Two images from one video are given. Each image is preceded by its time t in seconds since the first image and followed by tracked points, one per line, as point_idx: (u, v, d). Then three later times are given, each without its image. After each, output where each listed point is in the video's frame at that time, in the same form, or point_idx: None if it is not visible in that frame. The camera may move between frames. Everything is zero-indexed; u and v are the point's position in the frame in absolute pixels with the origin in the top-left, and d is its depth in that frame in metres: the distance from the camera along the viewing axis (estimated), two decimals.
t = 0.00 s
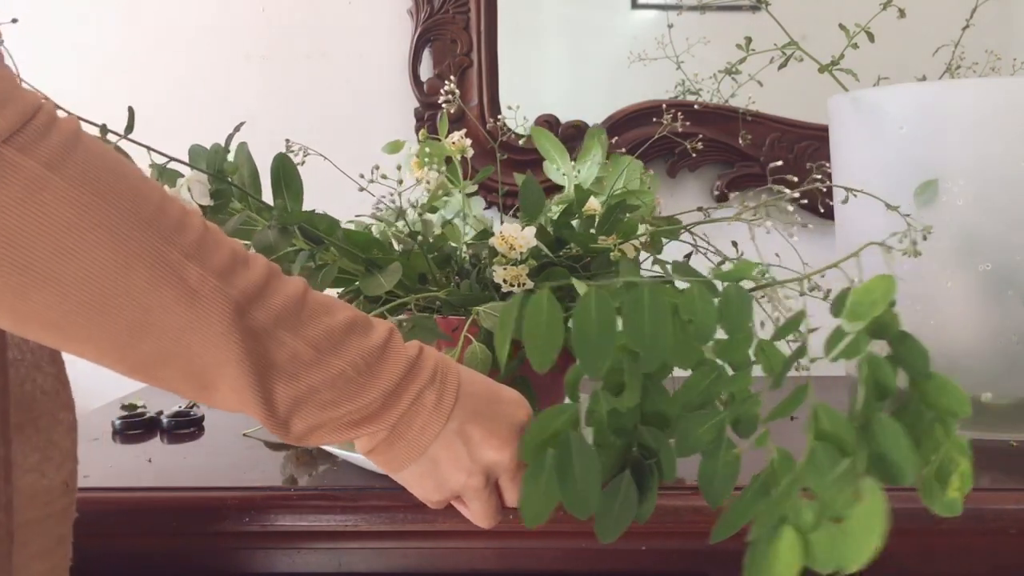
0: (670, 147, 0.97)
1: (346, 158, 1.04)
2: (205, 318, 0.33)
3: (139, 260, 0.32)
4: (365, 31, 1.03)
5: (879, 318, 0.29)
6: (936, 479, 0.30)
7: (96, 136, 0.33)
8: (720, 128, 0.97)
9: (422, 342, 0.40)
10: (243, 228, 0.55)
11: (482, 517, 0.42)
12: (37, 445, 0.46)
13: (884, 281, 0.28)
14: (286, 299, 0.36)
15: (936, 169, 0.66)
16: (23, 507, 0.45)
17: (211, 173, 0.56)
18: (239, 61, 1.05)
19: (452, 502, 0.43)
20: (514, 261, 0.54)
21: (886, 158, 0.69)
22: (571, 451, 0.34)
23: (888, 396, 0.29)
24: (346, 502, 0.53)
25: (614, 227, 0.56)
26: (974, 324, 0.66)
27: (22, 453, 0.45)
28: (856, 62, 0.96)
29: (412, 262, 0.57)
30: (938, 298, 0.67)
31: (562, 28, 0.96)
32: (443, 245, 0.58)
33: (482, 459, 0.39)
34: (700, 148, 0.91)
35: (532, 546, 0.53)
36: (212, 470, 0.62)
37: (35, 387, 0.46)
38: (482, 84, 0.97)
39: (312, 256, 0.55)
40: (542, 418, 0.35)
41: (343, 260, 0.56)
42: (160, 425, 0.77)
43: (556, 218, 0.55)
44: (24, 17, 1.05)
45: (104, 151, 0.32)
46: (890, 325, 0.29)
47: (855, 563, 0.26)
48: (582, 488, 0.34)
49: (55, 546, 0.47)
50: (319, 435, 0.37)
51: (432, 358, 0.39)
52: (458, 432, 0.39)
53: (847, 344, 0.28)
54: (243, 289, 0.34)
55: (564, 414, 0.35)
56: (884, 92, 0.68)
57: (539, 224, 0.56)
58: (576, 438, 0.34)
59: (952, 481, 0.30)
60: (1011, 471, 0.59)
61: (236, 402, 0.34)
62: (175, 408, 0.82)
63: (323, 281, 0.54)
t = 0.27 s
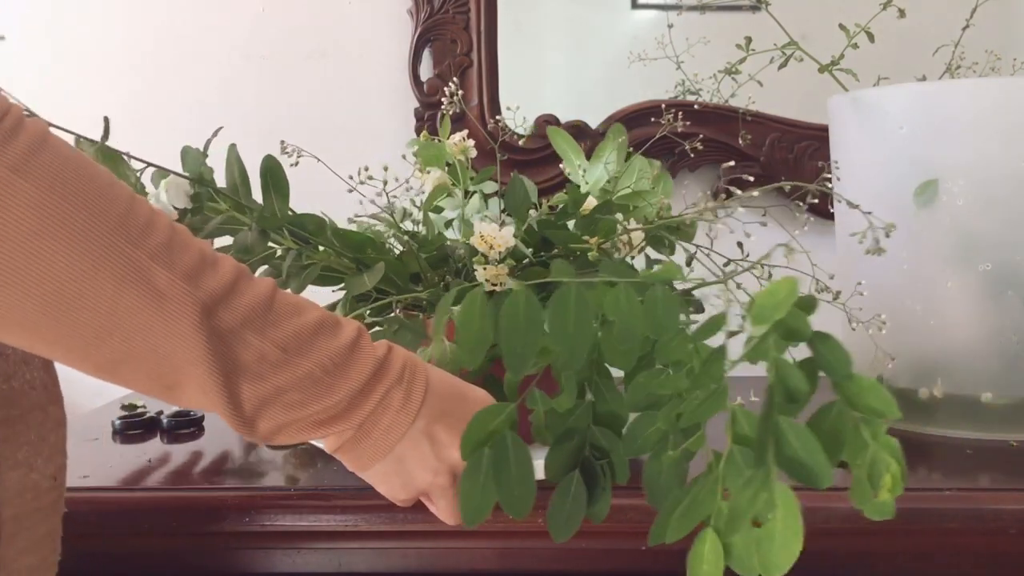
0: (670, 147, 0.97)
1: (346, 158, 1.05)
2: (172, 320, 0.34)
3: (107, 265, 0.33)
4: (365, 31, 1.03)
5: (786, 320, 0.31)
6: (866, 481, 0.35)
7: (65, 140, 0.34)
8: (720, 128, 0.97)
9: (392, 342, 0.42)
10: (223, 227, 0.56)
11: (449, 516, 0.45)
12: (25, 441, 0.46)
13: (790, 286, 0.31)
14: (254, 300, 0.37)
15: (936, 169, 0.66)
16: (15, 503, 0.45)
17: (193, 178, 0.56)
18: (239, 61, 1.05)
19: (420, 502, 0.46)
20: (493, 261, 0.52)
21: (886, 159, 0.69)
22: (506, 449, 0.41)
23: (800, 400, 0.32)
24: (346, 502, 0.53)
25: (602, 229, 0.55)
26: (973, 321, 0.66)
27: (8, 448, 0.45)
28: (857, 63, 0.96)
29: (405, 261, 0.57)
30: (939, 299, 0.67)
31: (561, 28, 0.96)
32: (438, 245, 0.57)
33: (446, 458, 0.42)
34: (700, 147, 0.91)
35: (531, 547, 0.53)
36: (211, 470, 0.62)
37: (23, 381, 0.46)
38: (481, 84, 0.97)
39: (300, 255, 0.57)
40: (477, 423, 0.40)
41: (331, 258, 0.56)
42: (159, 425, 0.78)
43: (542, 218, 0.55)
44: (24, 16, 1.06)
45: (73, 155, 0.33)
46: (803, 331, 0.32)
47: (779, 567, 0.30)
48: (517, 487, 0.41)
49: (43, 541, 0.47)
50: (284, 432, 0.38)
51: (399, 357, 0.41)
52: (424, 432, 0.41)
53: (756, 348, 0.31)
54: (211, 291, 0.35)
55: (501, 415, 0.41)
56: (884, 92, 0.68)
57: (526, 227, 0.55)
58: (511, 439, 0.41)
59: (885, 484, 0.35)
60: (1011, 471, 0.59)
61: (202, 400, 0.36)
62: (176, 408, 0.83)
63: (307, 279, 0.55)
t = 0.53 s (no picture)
0: (670, 147, 0.97)
1: (347, 158, 1.04)
2: (171, 320, 0.34)
3: (106, 265, 0.33)
4: (365, 31, 1.03)
5: (780, 314, 0.35)
6: (860, 481, 0.38)
7: (64, 140, 0.34)
8: (720, 128, 0.97)
9: (392, 342, 0.42)
10: (228, 226, 0.56)
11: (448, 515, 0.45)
12: (27, 444, 0.46)
13: (786, 281, 0.34)
14: (254, 300, 0.37)
15: (936, 169, 0.66)
16: (17, 506, 0.45)
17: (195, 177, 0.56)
18: (239, 61, 1.05)
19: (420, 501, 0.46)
20: (493, 260, 0.52)
21: (886, 158, 0.69)
22: (507, 446, 0.41)
23: (792, 392, 0.35)
24: (346, 502, 0.53)
25: (600, 229, 0.55)
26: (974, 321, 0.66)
27: (10, 452, 0.45)
28: (857, 63, 0.96)
29: (405, 261, 0.57)
30: (937, 298, 0.67)
31: (561, 28, 0.96)
32: (438, 245, 0.57)
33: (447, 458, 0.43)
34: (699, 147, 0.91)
35: (531, 547, 0.53)
36: (211, 470, 0.62)
37: (25, 387, 0.46)
38: (481, 84, 0.97)
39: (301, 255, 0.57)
40: (478, 422, 0.40)
41: (331, 258, 0.56)
42: (160, 425, 0.78)
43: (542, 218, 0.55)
44: (24, 17, 1.06)
45: (72, 154, 0.33)
46: (796, 326, 0.36)
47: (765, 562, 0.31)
48: (519, 484, 0.41)
49: (45, 545, 0.47)
50: (284, 431, 0.38)
51: (398, 357, 0.41)
52: (425, 433, 0.41)
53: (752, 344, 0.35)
54: (210, 290, 0.35)
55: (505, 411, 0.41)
56: (884, 92, 0.68)
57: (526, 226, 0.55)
58: (511, 436, 0.42)
59: (878, 485, 0.37)
60: (1011, 471, 0.59)
61: (201, 400, 0.36)
62: (175, 408, 0.83)
63: (307, 279, 0.55)
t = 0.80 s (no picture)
0: (670, 147, 0.97)
1: (347, 158, 1.04)
2: (174, 325, 0.34)
3: (109, 270, 0.33)
4: (365, 31, 1.03)
5: (782, 317, 0.35)
6: (860, 483, 0.38)
7: (67, 146, 0.34)
8: (720, 128, 0.97)
9: (393, 344, 0.42)
10: (226, 227, 0.56)
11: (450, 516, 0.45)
12: (33, 453, 0.46)
13: (787, 282, 0.34)
14: (257, 304, 0.37)
15: (936, 169, 0.66)
16: (24, 512, 0.45)
17: (194, 178, 0.55)
18: (239, 61, 1.05)
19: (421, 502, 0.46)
20: (493, 260, 0.52)
21: (886, 158, 0.69)
22: (507, 446, 0.41)
23: (794, 395, 0.35)
24: (346, 502, 0.53)
25: (600, 229, 0.55)
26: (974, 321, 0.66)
27: (17, 460, 0.45)
28: (857, 63, 0.96)
29: (405, 262, 0.57)
30: (937, 298, 0.67)
31: (561, 28, 0.96)
32: (437, 245, 0.57)
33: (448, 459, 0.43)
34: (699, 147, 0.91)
35: (531, 547, 0.53)
36: (211, 470, 0.62)
37: (31, 395, 0.46)
38: (481, 84, 0.97)
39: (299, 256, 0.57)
40: (480, 420, 0.41)
41: (331, 258, 0.56)
42: (159, 425, 0.78)
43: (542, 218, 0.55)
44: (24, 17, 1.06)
45: (74, 160, 0.33)
46: (799, 329, 0.35)
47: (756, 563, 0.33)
48: (518, 484, 0.41)
49: (51, 554, 0.47)
50: (286, 435, 0.38)
51: (399, 359, 0.41)
52: (427, 434, 0.41)
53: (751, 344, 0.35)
54: (214, 295, 0.35)
55: (505, 411, 0.41)
56: (884, 92, 0.68)
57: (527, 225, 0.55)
58: (512, 436, 0.42)
59: (878, 489, 0.38)
60: (1011, 471, 0.59)
61: (204, 405, 0.36)
62: (175, 408, 0.83)
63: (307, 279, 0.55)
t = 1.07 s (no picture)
0: (670, 147, 0.97)
1: (347, 158, 1.05)
2: (179, 324, 0.34)
3: (114, 268, 0.33)
4: (365, 31, 1.03)
5: (784, 317, 0.35)
6: (864, 480, 0.38)
7: (72, 144, 0.34)
8: (720, 127, 0.97)
9: (399, 343, 0.42)
10: (226, 226, 0.56)
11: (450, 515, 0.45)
12: (41, 454, 0.46)
13: (788, 283, 0.34)
14: (262, 302, 0.37)
15: (936, 169, 0.66)
16: (32, 516, 0.45)
17: (193, 177, 0.56)
18: (239, 61, 1.05)
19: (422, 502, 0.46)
20: (493, 260, 0.52)
21: (886, 158, 0.69)
22: (508, 447, 0.42)
23: (796, 396, 0.35)
24: (345, 502, 0.53)
25: (601, 229, 0.55)
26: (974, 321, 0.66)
27: (25, 461, 0.45)
28: (856, 63, 0.96)
29: (405, 261, 0.57)
30: (937, 298, 0.67)
31: (561, 28, 0.96)
32: (438, 245, 0.57)
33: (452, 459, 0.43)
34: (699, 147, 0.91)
35: (531, 547, 0.53)
36: (212, 470, 0.62)
37: (40, 397, 0.46)
38: (481, 84, 0.97)
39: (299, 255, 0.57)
40: (482, 420, 0.41)
41: (331, 258, 0.56)
42: (160, 425, 0.78)
43: (542, 218, 0.55)
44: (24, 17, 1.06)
45: (80, 158, 0.33)
46: (801, 329, 0.35)
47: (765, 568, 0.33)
48: (520, 484, 0.42)
49: (58, 557, 0.47)
50: (291, 433, 0.38)
51: (404, 358, 0.40)
52: (432, 434, 0.41)
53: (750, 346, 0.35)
54: (219, 293, 0.35)
55: (507, 412, 0.42)
56: (884, 92, 0.68)
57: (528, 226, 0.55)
58: (513, 439, 0.42)
59: (882, 484, 0.37)
60: (1011, 471, 0.59)
61: (209, 404, 0.36)
62: (175, 408, 0.83)
63: (307, 279, 0.54)
